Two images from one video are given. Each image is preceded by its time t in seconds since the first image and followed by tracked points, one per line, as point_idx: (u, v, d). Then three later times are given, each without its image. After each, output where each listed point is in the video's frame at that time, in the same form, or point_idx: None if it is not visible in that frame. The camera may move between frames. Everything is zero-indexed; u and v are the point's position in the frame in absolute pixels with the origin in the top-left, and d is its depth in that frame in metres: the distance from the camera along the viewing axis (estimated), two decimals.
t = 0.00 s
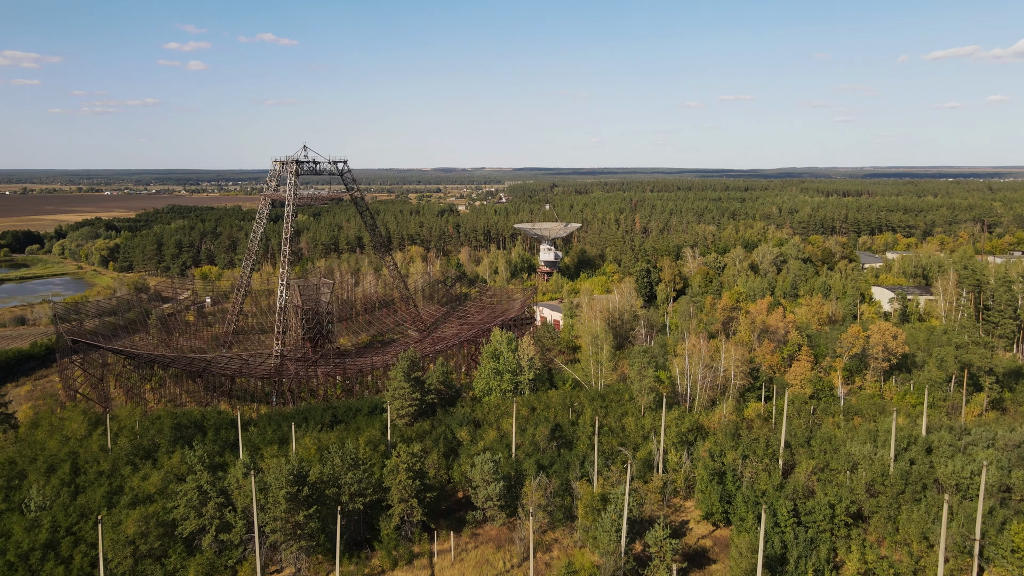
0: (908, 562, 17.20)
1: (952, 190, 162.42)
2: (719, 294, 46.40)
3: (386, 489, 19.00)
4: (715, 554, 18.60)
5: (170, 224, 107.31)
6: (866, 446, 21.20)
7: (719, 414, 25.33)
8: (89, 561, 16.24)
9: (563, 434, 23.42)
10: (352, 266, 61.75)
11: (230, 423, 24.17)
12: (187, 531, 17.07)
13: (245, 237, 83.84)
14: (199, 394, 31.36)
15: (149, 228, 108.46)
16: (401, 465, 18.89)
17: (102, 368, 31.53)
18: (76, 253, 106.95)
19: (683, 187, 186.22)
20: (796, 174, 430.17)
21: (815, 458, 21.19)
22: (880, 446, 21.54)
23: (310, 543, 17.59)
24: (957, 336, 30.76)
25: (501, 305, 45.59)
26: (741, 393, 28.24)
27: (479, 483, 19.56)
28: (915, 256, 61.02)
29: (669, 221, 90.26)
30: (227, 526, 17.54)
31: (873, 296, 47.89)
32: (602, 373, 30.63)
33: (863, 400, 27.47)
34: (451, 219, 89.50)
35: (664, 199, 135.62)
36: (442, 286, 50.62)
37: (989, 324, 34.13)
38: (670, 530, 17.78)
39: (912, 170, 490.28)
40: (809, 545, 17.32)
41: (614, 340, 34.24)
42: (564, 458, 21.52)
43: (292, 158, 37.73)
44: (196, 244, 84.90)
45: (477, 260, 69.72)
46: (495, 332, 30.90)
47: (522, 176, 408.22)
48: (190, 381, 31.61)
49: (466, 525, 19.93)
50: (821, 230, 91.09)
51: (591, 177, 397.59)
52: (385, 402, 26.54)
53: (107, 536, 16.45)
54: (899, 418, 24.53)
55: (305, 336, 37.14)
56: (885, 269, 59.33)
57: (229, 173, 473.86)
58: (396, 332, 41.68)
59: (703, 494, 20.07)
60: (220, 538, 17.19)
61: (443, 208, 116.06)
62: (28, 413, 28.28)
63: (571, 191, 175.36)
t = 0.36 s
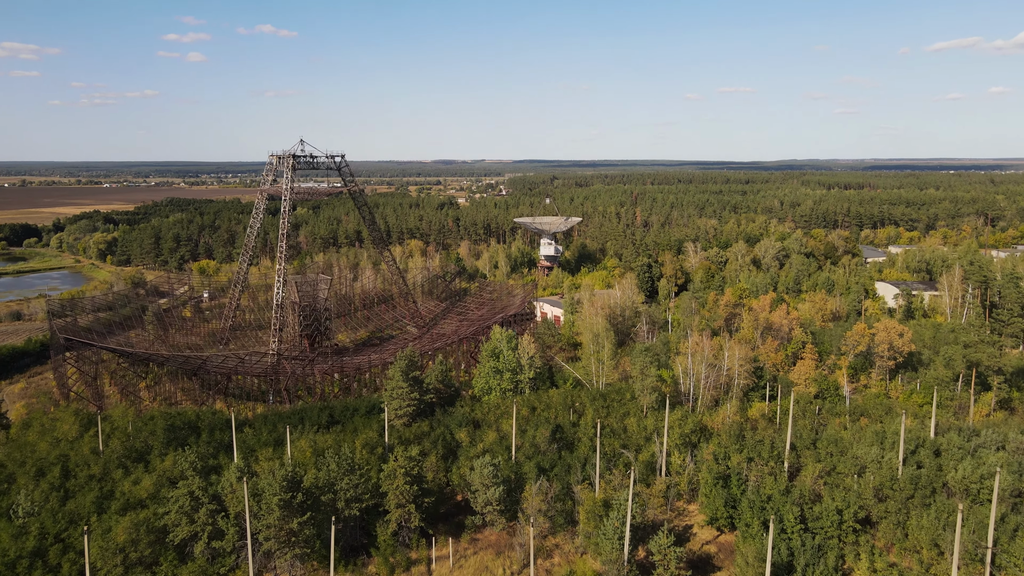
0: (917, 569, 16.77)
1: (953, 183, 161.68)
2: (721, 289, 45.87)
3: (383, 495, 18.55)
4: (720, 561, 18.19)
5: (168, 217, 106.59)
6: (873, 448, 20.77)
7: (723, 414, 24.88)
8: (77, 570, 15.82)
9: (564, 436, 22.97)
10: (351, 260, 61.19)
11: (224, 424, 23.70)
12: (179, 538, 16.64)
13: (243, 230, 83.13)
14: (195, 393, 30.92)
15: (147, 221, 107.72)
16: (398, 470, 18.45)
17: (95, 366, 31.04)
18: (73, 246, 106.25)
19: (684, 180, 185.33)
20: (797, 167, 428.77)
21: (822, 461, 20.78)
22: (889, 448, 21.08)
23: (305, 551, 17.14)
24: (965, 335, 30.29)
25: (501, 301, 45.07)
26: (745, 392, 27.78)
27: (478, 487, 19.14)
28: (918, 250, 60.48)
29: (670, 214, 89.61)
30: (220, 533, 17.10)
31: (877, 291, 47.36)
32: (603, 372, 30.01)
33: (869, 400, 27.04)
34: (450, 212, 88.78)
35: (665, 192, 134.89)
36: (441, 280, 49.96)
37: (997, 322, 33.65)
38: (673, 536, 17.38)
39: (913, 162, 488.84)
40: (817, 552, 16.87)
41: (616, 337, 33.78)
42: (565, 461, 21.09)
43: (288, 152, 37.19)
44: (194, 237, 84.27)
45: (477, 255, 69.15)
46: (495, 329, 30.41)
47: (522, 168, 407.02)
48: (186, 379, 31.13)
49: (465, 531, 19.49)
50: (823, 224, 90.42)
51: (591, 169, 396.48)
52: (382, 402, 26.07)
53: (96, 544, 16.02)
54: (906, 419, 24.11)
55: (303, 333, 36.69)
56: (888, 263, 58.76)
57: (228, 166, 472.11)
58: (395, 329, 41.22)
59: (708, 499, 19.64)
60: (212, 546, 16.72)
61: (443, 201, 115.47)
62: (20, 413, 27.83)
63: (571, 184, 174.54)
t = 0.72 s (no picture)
0: None
1: (956, 173, 160.52)
2: (724, 283, 45.28)
3: (379, 499, 18.13)
4: (725, 567, 17.77)
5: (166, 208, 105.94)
6: (882, 450, 20.28)
7: (728, 413, 24.40)
8: None
9: (565, 436, 22.51)
10: (349, 253, 60.57)
11: (219, 423, 23.23)
12: (170, 544, 16.22)
13: (241, 222, 82.43)
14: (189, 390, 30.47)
15: (145, 212, 107.07)
16: (395, 474, 17.99)
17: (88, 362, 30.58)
18: (71, 238, 105.50)
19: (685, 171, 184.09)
20: (799, 156, 426.51)
21: (828, 463, 20.33)
22: (897, 449, 20.60)
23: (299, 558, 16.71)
24: (973, 332, 29.76)
25: (501, 294, 44.54)
26: (749, 390, 27.28)
27: (477, 490, 18.71)
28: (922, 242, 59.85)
29: (672, 205, 88.84)
30: (212, 539, 16.67)
31: (882, 284, 46.75)
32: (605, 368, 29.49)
33: (876, 398, 26.57)
34: (450, 203, 87.97)
35: (666, 183, 133.90)
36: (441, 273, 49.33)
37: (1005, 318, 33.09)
38: (676, 542, 16.97)
39: (915, 151, 486.17)
40: (825, 559, 16.41)
41: (617, 332, 33.26)
42: (566, 463, 20.65)
43: (283, 144, 36.48)
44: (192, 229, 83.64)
45: (477, 247, 68.51)
46: (494, 325, 29.87)
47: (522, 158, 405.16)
48: (181, 376, 30.66)
49: (464, 535, 19.07)
50: (826, 215, 89.62)
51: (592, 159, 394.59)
52: (379, 401, 25.58)
53: (84, 552, 15.62)
54: (914, 419, 23.64)
55: (300, 328, 36.21)
56: (892, 255, 58.16)
57: (227, 155, 469.97)
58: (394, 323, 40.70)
59: (713, 503, 19.21)
60: (204, 553, 16.29)
61: (443, 191, 114.63)
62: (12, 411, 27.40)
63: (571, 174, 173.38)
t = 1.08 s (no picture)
0: None
1: (959, 164, 159.45)
2: (727, 278, 44.75)
3: (376, 504, 17.70)
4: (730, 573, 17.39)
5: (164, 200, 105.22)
6: (889, 452, 19.92)
7: (732, 412, 23.93)
8: None
9: (566, 437, 22.06)
10: (348, 246, 59.99)
11: (213, 423, 22.77)
12: (161, 551, 15.78)
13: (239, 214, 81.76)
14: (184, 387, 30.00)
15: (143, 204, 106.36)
16: (391, 479, 17.57)
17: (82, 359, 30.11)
18: (69, 229, 104.91)
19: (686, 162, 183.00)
20: (800, 147, 424.57)
21: (835, 466, 19.93)
22: (904, 450, 20.19)
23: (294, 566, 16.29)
24: (981, 329, 29.29)
25: (501, 289, 43.96)
26: (753, 388, 26.80)
27: (477, 494, 18.28)
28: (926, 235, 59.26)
29: (673, 197, 88.14)
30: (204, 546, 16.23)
31: (886, 278, 46.25)
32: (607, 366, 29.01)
33: (882, 396, 26.12)
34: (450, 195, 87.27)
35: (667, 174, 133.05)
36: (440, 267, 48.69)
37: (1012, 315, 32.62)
38: (680, 549, 16.56)
39: (917, 142, 483.91)
40: (834, 565, 16.05)
41: (619, 329, 32.76)
42: (567, 465, 20.24)
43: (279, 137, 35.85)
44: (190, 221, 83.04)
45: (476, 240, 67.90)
46: (494, 322, 29.33)
47: (522, 149, 403.26)
48: (176, 373, 30.17)
49: (463, 539, 18.65)
50: (829, 207, 88.95)
51: (592, 150, 392.87)
52: (377, 400, 25.09)
53: (72, 560, 15.19)
54: (921, 418, 23.21)
55: (298, 323, 35.68)
56: (896, 248, 57.59)
57: (226, 146, 468.06)
58: (392, 319, 40.15)
59: (718, 507, 18.81)
60: (196, 561, 15.85)
61: (442, 183, 113.79)
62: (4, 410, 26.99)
63: (571, 165, 172.33)
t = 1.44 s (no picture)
0: None
1: (961, 160, 158.62)
2: (729, 278, 44.22)
3: (371, 516, 17.22)
4: None
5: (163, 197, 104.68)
6: (898, 461, 19.45)
7: (737, 419, 23.42)
8: None
9: (567, 446, 21.54)
10: (346, 245, 59.43)
11: (206, 429, 22.24)
12: (148, 567, 15.25)
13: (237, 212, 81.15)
14: (180, 391, 29.55)
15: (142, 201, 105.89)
16: (387, 491, 17.09)
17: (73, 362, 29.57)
18: (67, 227, 104.40)
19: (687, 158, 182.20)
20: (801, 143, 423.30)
21: (843, 476, 19.48)
22: (914, 459, 19.71)
23: None
24: (991, 333, 28.74)
25: (501, 289, 43.40)
26: (758, 393, 26.29)
27: (476, 506, 17.80)
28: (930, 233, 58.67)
29: (674, 195, 87.47)
30: (194, 561, 15.70)
31: (891, 278, 45.69)
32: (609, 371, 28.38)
33: (889, 401, 25.62)
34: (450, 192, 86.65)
35: (668, 171, 132.33)
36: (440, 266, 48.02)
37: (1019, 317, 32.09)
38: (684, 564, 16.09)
39: (918, 138, 482.49)
40: None
41: (621, 331, 32.20)
42: (568, 474, 19.83)
43: (276, 135, 35.33)
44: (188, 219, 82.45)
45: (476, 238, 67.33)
46: (493, 325, 28.82)
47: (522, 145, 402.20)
48: (170, 376, 29.65)
49: (461, 552, 18.16)
50: (831, 205, 88.28)
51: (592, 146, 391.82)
52: (374, 405, 24.55)
53: None
54: (929, 425, 22.73)
55: (294, 324, 35.13)
56: (900, 247, 57.01)
57: (226, 142, 467.14)
58: (391, 321, 39.58)
59: (724, 518, 18.33)
60: None
61: (442, 179, 113.06)
62: None
63: (572, 162, 171.62)
